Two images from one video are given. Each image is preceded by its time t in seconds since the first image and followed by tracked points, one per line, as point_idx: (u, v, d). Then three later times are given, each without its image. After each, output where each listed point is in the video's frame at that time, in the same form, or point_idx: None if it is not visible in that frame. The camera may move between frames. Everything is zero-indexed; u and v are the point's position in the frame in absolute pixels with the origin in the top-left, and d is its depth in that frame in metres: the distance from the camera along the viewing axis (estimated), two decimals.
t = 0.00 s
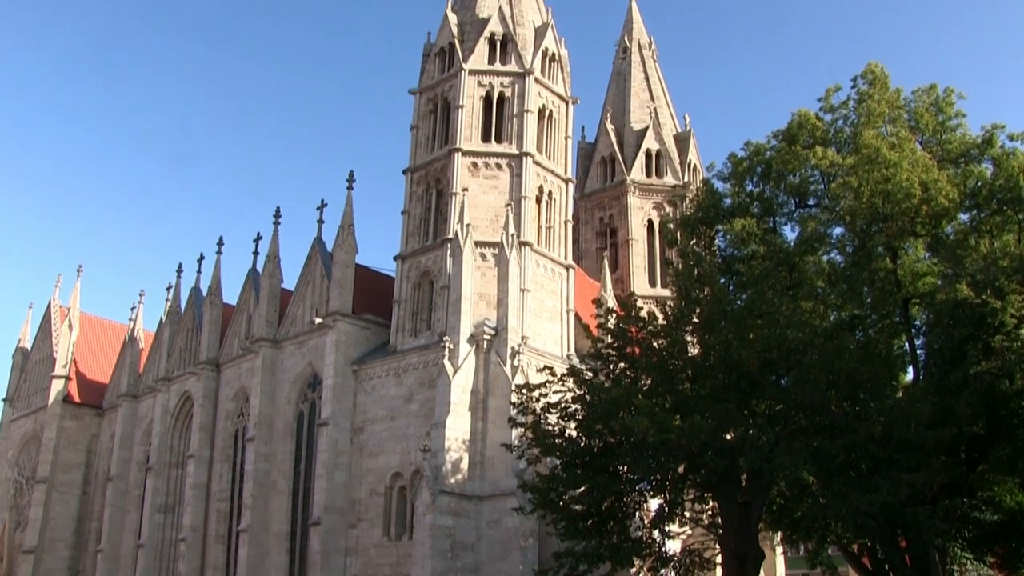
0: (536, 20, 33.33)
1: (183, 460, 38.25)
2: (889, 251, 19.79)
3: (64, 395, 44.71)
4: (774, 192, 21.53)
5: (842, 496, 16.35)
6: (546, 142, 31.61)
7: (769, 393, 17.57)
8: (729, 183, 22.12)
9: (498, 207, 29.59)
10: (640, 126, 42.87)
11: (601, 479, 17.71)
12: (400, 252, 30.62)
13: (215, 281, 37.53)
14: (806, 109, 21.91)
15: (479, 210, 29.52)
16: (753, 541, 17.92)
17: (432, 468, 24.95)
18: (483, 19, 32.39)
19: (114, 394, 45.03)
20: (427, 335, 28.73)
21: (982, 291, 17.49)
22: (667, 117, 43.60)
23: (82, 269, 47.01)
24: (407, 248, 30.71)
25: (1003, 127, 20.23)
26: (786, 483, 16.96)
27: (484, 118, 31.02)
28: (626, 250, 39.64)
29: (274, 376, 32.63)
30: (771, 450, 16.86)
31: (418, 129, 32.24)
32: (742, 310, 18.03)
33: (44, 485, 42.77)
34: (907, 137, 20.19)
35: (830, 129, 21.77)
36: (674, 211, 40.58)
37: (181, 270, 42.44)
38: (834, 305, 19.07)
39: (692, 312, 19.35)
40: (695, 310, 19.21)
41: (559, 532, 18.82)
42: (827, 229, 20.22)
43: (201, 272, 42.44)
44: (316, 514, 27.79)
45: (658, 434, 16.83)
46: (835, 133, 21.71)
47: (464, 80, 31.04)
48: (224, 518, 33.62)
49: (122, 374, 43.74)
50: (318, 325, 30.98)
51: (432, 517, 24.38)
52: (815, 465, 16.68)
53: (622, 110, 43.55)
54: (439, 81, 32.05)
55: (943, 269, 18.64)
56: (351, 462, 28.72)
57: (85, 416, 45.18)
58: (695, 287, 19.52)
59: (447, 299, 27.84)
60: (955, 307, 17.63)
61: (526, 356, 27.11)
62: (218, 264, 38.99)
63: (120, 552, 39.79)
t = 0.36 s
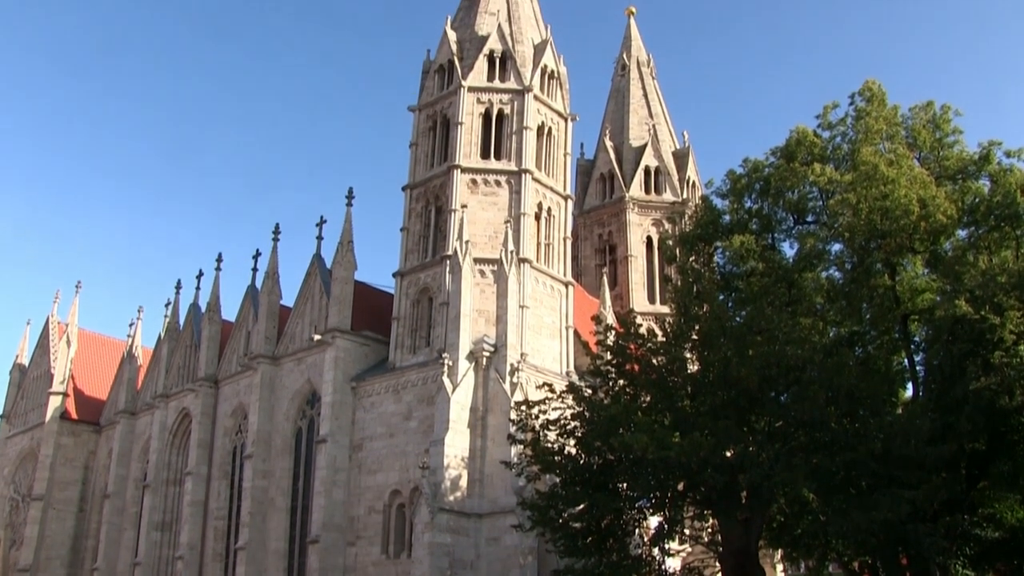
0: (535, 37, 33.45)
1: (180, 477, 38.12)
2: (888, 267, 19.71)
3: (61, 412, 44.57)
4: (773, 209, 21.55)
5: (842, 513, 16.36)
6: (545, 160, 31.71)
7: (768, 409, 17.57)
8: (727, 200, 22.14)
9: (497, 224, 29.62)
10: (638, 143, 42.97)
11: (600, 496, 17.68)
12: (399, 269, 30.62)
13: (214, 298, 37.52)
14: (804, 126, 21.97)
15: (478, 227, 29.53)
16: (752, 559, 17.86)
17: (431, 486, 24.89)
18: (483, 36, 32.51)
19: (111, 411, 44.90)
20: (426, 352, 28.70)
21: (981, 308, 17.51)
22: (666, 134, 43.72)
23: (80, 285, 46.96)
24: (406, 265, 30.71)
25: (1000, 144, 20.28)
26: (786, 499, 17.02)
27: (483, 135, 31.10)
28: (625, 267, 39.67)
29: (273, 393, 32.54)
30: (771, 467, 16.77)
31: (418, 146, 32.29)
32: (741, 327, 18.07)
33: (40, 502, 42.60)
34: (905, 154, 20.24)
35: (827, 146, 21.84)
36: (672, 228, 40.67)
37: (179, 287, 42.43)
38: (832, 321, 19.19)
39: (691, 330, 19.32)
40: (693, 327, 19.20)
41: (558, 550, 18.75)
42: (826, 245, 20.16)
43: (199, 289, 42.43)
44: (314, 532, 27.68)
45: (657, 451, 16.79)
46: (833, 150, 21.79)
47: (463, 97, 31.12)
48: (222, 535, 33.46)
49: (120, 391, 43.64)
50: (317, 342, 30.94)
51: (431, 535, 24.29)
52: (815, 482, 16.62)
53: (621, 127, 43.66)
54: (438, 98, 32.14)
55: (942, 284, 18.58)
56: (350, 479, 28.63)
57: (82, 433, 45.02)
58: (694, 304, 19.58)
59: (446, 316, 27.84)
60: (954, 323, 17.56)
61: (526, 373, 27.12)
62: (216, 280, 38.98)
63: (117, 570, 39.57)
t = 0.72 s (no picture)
0: (534, 54, 33.59)
1: (179, 494, 38.03)
2: (887, 283, 19.79)
3: (59, 428, 44.47)
4: (771, 225, 21.59)
5: (842, 530, 16.36)
6: (545, 176, 31.80)
7: (768, 426, 17.57)
8: (726, 217, 22.20)
9: (496, 241, 29.67)
10: (637, 159, 43.09)
11: (600, 513, 17.67)
12: (398, 285, 30.65)
13: (214, 314, 37.53)
14: (802, 143, 22.03)
15: (477, 243, 29.58)
16: None
17: (430, 503, 24.85)
18: (482, 53, 32.66)
19: (110, 427, 44.80)
20: (425, 369, 28.70)
21: (980, 323, 17.57)
22: (665, 150, 43.85)
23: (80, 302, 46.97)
24: (405, 281, 30.73)
25: (997, 160, 20.36)
26: (786, 516, 16.95)
27: (483, 151, 31.20)
28: (624, 283, 39.71)
29: (272, 410, 32.50)
30: (771, 483, 16.79)
31: (417, 163, 32.37)
32: (741, 343, 18.10)
33: (37, 518, 42.49)
34: (903, 170, 20.32)
35: (826, 163, 21.93)
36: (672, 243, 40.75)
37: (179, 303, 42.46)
38: (830, 337, 18.91)
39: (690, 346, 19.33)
40: (693, 343, 19.15)
41: (557, 567, 18.70)
42: (824, 261, 20.19)
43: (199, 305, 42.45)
44: (313, 549, 27.62)
45: (657, 468, 16.80)
46: (831, 166, 21.88)
47: (462, 114, 31.24)
48: (220, 552, 33.33)
49: (119, 407, 43.57)
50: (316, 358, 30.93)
51: (430, 552, 24.24)
52: (815, 498, 16.64)
53: (620, 144, 43.79)
54: (438, 115, 32.25)
55: (941, 300, 18.59)
56: (349, 495, 28.57)
57: (80, 449, 44.92)
58: (693, 320, 19.67)
59: (445, 332, 27.85)
60: (953, 339, 17.58)
61: (525, 389, 27.11)
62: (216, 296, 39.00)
63: None
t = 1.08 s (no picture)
0: (533, 70, 33.70)
1: (177, 510, 37.89)
2: (886, 298, 19.75)
3: (57, 444, 44.34)
4: (770, 241, 21.60)
5: (843, 547, 16.25)
6: (544, 192, 31.86)
7: (768, 442, 17.53)
8: (725, 232, 22.20)
9: (495, 257, 29.68)
10: (637, 175, 43.17)
11: (599, 530, 17.61)
12: (397, 301, 30.64)
13: (213, 329, 37.50)
14: (801, 159, 22.04)
15: (477, 259, 29.59)
16: None
17: (429, 519, 24.76)
18: (481, 70, 32.76)
19: (108, 443, 44.66)
20: (424, 385, 28.65)
21: (980, 338, 17.59)
22: (664, 166, 43.93)
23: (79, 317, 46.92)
24: (404, 297, 30.72)
25: (996, 176, 20.39)
26: (787, 533, 16.90)
27: (482, 167, 31.27)
28: (624, 298, 39.70)
29: (270, 426, 32.43)
30: (771, 499, 16.72)
31: (417, 179, 32.43)
32: (741, 359, 18.09)
33: (34, 535, 42.32)
34: (902, 186, 20.32)
35: (824, 178, 21.94)
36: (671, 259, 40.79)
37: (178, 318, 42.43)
38: (831, 352, 18.98)
39: (690, 363, 19.36)
40: (692, 359, 19.25)
41: None
42: (824, 276, 20.15)
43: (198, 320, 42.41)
44: (312, 566, 27.53)
45: (657, 485, 16.75)
46: (830, 182, 21.90)
47: (462, 130, 31.31)
48: (217, 569, 33.16)
49: (117, 423, 43.46)
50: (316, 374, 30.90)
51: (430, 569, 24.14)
52: (816, 515, 16.57)
53: (619, 160, 43.87)
54: (437, 131, 32.32)
55: (941, 315, 18.71)
56: (348, 512, 28.46)
57: (78, 465, 44.76)
58: (693, 336, 19.63)
59: (444, 348, 27.82)
60: (953, 354, 17.44)
61: (525, 406, 27.04)
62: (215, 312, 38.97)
63: None
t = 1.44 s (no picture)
0: (532, 86, 33.79)
1: (176, 526, 37.77)
2: (886, 313, 19.67)
3: (56, 459, 44.25)
4: (770, 256, 21.63)
5: (844, 563, 16.18)
6: (544, 207, 31.90)
7: (768, 457, 17.49)
8: (725, 247, 22.21)
9: (495, 272, 29.68)
10: (636, 190, 43.22)
11: (599, 546, 17.54)
12: (397, 316, 30.63)
13: (212, 343, 37.47)
14: (800, 173, 22.09)
15: (476, 274, 29.60)
16: None
17: (429, 535, 24.69)
18: (481, 85, 32.85)
19: (107, 458, 44.55)
20: (423, 401, 28.60)
21: (980, 352, 17.55)
22: (663, 181, 44.00)
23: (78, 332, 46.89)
24: (404, 312, 30.72)
25: (995, 191, 20.43)
26: (787, 548, 16.86)
27: (482, 183, 31.30)
28: (624, 313, 39.68)
29: (270, 441, 32.37)
30: (772, 515, 16.68)
31: (416, 194, 32.47)
32: (740, 374, 18.10)
33: (32, 551, 42.18)
34: (901, 201, 20.36)
35: (824, 193, 21.98)
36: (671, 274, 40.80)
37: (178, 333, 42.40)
38: (830, 367, 18.79)
39: (689, 378, 19.34)
40: (692, 374, 19.23)
41: None
42: (823, 291, 20.14)
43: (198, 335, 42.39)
44: None
45: (657, 500, 16.72)
46: (829, 198, 21.93)
47: (461, 146, 31.36)
48: None
49: (116, 438, 43.36)
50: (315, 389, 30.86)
51: None
52: (817, 531, 16.63)
53: (619, 174, 43.94)
54: (437, 146, 32.38)
55: (941, 329, 18.73)
56: (347, 528, 28.37)
57: (76, 480, 44.65)
58: (692, 351, 19.59)
59: (444, 363, 27.79)
60: (953, 369, 17.40)
61: (524, 421, 26.96)
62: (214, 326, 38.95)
63: None
